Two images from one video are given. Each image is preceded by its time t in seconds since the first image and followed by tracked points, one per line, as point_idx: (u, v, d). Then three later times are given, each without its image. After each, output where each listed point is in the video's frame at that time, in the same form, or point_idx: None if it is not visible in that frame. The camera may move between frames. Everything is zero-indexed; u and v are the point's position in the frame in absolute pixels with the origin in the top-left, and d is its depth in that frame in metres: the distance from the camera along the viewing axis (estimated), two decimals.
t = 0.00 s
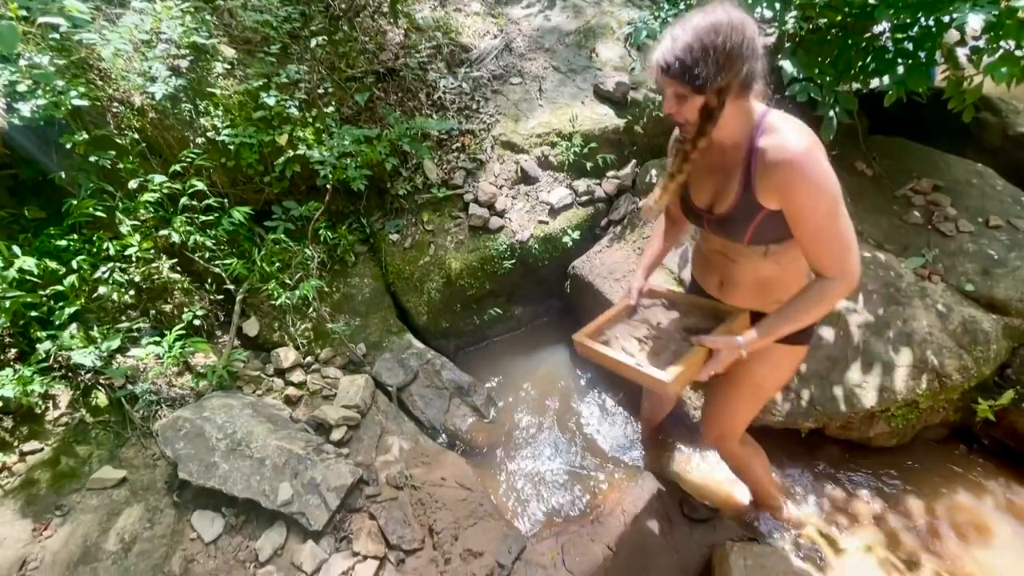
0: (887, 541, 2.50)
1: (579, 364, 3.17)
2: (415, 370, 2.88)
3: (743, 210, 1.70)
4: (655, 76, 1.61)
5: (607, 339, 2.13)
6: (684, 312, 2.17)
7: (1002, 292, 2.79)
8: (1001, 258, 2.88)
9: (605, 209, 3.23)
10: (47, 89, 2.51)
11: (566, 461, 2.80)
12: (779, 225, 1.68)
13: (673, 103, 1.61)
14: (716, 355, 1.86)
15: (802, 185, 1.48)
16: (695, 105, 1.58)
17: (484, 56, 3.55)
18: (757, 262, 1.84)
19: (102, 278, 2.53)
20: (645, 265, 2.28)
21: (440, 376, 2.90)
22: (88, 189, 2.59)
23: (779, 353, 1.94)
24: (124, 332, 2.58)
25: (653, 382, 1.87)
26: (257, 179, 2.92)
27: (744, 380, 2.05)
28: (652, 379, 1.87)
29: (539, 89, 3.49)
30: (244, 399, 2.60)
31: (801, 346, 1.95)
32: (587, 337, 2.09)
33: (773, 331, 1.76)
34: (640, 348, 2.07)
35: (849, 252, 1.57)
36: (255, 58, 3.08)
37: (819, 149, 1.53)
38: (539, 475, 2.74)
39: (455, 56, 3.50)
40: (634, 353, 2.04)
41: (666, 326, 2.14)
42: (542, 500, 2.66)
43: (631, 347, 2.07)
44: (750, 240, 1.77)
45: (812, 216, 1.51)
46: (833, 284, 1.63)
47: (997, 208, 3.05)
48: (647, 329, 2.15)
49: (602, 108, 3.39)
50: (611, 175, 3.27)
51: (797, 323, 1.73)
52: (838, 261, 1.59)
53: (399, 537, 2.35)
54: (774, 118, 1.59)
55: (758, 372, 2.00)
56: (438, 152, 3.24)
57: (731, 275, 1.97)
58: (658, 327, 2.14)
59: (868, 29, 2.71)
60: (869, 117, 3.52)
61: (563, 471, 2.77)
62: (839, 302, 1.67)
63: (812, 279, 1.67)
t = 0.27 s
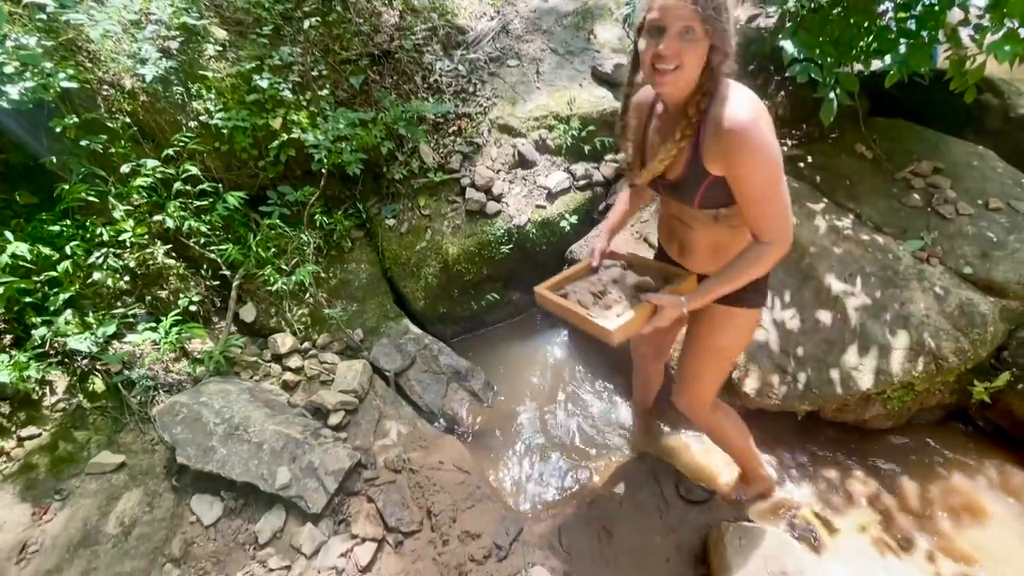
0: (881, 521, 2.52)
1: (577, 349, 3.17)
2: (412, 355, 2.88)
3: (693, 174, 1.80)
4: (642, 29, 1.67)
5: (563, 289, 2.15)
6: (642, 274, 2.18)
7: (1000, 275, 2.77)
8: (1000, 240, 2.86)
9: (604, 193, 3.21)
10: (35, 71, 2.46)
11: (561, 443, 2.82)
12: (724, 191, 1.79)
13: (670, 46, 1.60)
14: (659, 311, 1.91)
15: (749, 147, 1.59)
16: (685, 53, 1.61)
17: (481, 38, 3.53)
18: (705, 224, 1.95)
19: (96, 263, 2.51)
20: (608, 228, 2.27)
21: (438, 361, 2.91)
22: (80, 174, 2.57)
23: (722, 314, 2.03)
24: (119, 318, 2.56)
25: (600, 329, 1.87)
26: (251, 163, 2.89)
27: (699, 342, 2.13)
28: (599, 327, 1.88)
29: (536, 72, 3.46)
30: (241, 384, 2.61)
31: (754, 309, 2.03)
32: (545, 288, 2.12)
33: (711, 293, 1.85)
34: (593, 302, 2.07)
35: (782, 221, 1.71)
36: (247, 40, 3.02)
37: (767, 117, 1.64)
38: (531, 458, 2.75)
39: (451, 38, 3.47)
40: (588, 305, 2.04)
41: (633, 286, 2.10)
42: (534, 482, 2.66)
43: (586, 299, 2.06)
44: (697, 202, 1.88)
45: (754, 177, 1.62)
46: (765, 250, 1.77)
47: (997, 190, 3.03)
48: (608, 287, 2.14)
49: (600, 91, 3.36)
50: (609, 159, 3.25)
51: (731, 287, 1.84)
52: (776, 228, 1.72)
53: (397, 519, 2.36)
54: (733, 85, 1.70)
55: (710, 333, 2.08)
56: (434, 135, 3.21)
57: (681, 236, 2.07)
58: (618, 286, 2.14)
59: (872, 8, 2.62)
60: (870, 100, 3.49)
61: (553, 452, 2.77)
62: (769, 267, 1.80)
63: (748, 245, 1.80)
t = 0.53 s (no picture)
0: (875, 508, 2.54)
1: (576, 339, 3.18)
2: (411, 345, 2.89)
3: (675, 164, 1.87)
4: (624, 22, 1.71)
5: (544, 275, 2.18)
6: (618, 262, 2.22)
7: (998, 263, 2.76)
8: (998, 229, 2.85)
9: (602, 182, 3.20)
10: (28, 60, 2.44)
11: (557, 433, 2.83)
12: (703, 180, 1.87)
13: (652, 38, 1.65)
14: (640, 301, 1.98)
15: (728, 142, 1.66)
16: (668, 47, 1.66)
17: (478, 26, 3.52)
18: (685, 215, 2.04)
19: (93, 255, 2.50)
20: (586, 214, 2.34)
21: (437, 352, 2.91)
22: (75, 164, 2.54)
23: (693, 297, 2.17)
24: (117, 309, 2.56)
25: (583, 317, 1.93)
26: (247, 153, 2.87)
27: (672, 320, 2.25)
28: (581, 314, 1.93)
29: (534, 60, 3.46)
30: (240, 374, 2.61)
31: (724, 296, 2.20)
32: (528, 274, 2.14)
33: (689, 280, 1.94)
34: (576, 290, 2.10)
35: (758, 210, 1.80)
36: (242, 28, 3.00)
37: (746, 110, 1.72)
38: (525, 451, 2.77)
39: (448, 27, 3.46)
40: (571, 292, 2.08)
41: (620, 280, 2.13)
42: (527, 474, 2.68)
43: (569, 287, 2.10)
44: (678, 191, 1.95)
45: (731, 170, 1.71)
46: (742, 239, 1.86)
47: (996, 178, 3.02)
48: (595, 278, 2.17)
49: (599, 80, 3.37)
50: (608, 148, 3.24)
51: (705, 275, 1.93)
52: (750, 218, 1.81)
53: (396, 508, 2.37)
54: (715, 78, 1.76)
55: (679, 316, 2.22)
56: (432, 125, 3.19)
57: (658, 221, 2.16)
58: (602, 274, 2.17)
59: None
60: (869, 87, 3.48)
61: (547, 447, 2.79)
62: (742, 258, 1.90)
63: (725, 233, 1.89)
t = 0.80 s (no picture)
0: (871, 501, 2.56)
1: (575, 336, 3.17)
2: (411, 342, 2.90)
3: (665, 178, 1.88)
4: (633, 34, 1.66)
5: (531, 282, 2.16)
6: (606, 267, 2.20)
7: (995, 259, 2.77)
8: (995, 225, 2.86)
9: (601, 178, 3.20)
10: (25, 57, 2.44)
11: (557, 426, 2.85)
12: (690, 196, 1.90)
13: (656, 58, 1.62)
14: (629, 316, 1.99)
15: (720, 166, 1.69)
16: (670, 67, 1.63)
17: (477, 22, 3.52)
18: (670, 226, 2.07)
19: (93, 252, 2.51)
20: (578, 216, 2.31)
21: (437, 348, 2.92)
22: (73, 162, 2.54)
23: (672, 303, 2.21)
24: (117, 307, 2.56)
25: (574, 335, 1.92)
26: (246, 150, 2.87)
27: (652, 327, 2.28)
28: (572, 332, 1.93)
29: (533, 56, 3.46)
30: (241, 371, 2.62)
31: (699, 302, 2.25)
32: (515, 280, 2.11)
33: (677, 295, 1.98)
34: (566, 299, 2.10)
35: (741, 232, 1.85)
36: (240, 25, 3.00)
37: (739, 134, 1.75)
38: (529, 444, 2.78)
39: (447, 23, 3.46)
40: (561, 303, 2.08)
41: (612, 285, 2.13)
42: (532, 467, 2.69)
43: (559, 297, 2.10)
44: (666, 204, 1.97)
45: (721, 194, 1.74)
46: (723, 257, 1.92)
47: (994, 174, 3.02)
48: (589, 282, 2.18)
49: (597, 76, 3.37)
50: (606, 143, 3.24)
51: (691, 291, 1.97)
52: (733, 239, 1.86)
53: (397, 503, 2.39)
54: (710, 96, 1.76)
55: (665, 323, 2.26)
56: (431, 121, 3.19)
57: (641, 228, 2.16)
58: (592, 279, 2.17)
59: None
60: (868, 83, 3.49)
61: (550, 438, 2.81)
62: (725, 273, 1.95)
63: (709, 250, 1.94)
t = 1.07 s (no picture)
0: (873, 499, 2.56)
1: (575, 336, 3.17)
2: (411, 340, 2.90)
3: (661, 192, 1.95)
4: (634, 62, 1.65)
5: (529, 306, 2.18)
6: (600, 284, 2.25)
7: (994, 256, 2.77)
8: (995, 222, 2.86)
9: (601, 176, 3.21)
10: (23, 55, 2.44)
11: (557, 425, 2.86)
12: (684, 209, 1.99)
13: (653, 90, 1.64)
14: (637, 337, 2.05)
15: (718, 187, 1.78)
16: (670, 96, 1.65)
17: (476, 19, 3.52)
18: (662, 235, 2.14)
19: (92, 251, 2.51)
20: (563, 227, 2.33)
21: (436, 346, 2.92)
22: (72, 160, 2.54)
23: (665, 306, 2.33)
24: (117, 305, 2.56)
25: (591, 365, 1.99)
26: (245, 149, 2.87)
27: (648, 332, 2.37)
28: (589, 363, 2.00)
29: (532, 53, 3.46)
30: (241, 369, 2.62)
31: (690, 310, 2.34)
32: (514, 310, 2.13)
33: (678, 308, 2.08)
34: (571, 325, 2.14)
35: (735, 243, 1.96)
36: (239, 23, 3.00)
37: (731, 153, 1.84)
38: (530, 443, 2.78)
39: (446, 20, 3.46)
40: (567, 329, 2.13)
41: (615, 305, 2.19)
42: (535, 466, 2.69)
43: (563, 323, 2.14)
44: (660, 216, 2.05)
45: (717, 210, 1.84)
46: (717, 265, 2.03)
47: (994, 171, 3.02)
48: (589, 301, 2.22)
49: (597, 74, 3.36)
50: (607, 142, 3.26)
51: (689, 304, 2.09)
52: (727, 250, 1.97)
53: (397, 500, 2.39)
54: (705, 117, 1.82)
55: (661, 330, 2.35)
56: (431, 119, 3.19)
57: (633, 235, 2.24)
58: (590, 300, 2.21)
59: None
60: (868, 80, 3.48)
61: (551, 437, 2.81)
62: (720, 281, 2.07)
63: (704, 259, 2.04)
